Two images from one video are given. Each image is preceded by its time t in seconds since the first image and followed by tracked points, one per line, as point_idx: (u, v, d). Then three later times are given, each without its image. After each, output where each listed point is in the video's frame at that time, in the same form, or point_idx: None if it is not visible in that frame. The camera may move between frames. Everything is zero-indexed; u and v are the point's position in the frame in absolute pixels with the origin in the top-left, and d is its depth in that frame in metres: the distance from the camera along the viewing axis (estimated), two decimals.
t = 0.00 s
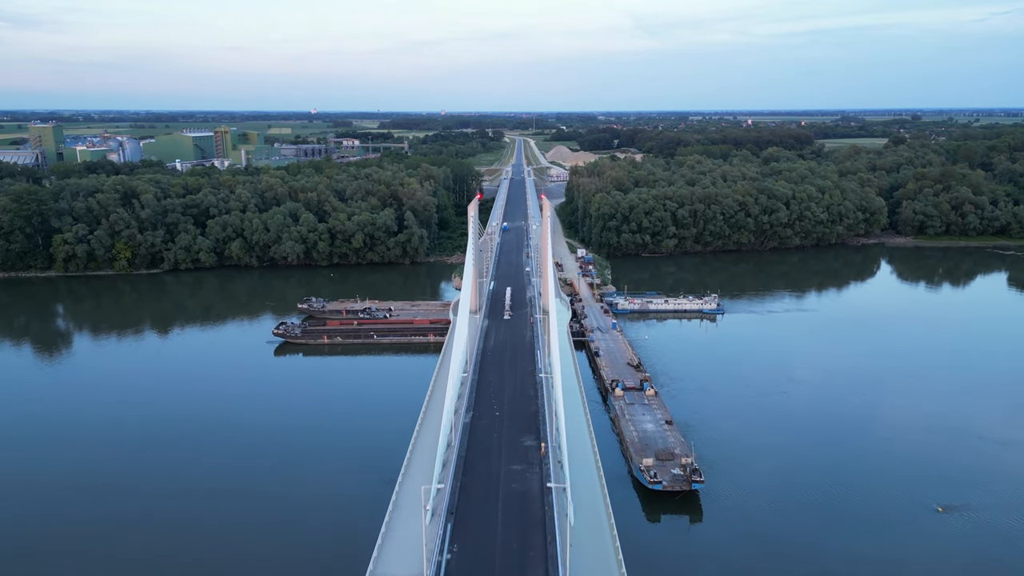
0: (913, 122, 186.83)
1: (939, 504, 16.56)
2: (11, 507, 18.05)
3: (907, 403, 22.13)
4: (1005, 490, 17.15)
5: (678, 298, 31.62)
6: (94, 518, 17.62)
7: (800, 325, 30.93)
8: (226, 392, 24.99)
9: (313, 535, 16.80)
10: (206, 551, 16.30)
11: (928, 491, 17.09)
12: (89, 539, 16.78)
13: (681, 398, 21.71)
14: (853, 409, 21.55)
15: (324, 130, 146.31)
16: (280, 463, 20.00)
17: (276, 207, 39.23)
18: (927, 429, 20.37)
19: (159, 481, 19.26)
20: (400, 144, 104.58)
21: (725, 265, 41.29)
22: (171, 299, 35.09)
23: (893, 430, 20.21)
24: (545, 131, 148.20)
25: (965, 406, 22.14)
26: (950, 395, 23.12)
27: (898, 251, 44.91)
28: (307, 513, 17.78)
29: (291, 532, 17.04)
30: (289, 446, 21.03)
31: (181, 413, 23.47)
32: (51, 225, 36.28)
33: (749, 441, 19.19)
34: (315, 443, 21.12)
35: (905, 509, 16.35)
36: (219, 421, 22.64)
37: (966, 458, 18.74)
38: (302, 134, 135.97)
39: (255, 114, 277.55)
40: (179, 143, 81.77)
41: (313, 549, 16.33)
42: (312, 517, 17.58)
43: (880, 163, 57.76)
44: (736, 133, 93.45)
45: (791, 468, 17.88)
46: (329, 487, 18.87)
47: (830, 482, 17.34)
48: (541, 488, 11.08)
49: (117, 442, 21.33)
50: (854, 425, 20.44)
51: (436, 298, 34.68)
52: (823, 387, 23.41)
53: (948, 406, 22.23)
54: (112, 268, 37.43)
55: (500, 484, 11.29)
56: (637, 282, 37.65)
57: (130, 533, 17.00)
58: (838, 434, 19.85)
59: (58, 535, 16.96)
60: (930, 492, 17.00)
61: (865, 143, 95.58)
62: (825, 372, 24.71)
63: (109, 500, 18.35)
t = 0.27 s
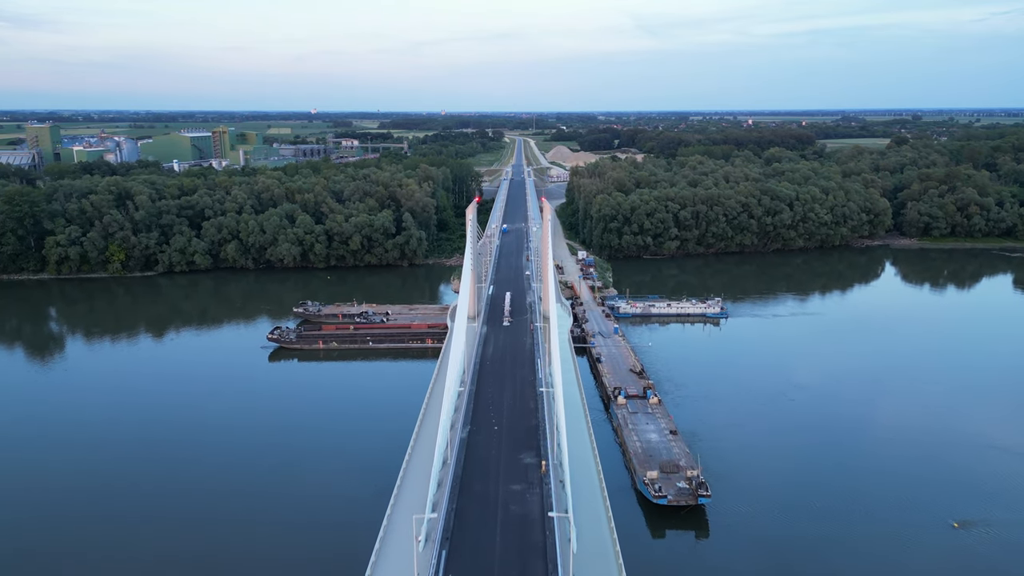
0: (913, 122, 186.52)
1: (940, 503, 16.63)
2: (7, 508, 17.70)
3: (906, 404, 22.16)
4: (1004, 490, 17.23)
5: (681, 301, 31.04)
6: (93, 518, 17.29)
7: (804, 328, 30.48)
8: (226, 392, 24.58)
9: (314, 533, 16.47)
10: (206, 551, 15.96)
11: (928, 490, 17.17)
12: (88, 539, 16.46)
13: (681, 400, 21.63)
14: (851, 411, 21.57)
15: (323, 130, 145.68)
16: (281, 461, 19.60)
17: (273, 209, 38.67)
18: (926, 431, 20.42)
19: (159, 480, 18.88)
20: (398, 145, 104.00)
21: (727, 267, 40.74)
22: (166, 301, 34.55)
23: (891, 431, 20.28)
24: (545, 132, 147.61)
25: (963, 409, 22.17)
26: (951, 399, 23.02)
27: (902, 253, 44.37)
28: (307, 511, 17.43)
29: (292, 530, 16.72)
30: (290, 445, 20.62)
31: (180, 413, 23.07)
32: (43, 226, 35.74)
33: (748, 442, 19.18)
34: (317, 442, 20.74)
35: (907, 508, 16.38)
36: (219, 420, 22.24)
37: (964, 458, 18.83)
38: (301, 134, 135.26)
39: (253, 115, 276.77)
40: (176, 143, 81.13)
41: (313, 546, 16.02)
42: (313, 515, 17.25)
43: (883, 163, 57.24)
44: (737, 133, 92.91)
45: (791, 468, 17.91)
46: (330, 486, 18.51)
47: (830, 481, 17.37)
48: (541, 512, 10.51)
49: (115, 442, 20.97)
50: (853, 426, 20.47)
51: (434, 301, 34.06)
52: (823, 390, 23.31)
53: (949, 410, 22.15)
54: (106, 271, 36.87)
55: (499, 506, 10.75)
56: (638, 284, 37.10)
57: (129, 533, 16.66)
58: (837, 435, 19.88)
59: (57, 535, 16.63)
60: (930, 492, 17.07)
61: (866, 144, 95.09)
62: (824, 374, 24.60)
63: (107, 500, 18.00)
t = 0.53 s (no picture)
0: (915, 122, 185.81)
1: (939, 504, 16.74)
2: (3, 509, 17.30)
3: (906, 406, 22.11)
4: (1003, 492, 17.31)
5: (685, 305, 30.46)
6: (90, 519, 16.89)
7: (809, 331, 30.01)
8: (225, 392, 24.14)
9: (314, 534, 16.11)
10: (205, 553, 15.60)
11: (927, 492, 17.27)
12: (85, 541, 16.07)
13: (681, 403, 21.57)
14: (851, 413, 21.55)
15: (323, 130, 145.07)
16: (281, 462, 19.22)
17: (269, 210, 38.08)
18: (926, 433, 20.43)
19: (157, 481, 18.46)
20: (398, 146, 103.42)
21: (731, 269, 40.15)
22: (161, 304, 34.00)
23: (890, 433, 20.35)
24: (545, 132, 147.02)
25: (965, 411, 22.12)
26: (955, 402, 22.82)
27: (908, 255, 43.80)
28: (307, 512, 17.04)
29: (292, 532, 16.37)
30: (290, 445, 20.22)
31: (178, 413, 22.64)
32: (35, 228, 35.18)
33: (748, 445, 19.19)
34: (317, 442, 20.35)
35: (907, 511, 16.46)
36: (217, 421, 21.83)
37: (963, 460, 18.90)
38: (301, 134, 134.63)
39: (253, 115, 276.20)
40: (174, 143, 80.53)
41: (314, 547, 15.66)
42: (314, 516, 16.89)
43: (887, 164, 56.68)
44: (738, 133, 92.29)
45: (790, 470, 17.98)
46: (331, 487, 18.13)
47: (830, 483, 17.45)
48: (541, 537, 9.95)
49: (112, 442, 20.53)
50: (853, 429, 20.48)
51: (432, 304, 33.45)
52: (825, 392, 23.17)
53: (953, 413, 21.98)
54: (99, 273, 36.31)
55: (497, 531, 10.18)
56: (640, 287, 36.51)
57: (127, 535, 16.27)
58: (836, 437, 19.93)
59: (53, 536, 16.23)
60: (929, 493, 17.19)
61: (868, 144, 94.50)
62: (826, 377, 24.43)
63: (105, 501, 17.60)
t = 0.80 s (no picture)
0: (917, 121, 185.05)
1: (940, 503, 16.76)
2: (5, 509, 17.37)
3: (908, 402, 22.05)
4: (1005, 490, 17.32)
5: (687, 308, 29.94)
6: (91, 518, 17.00)
7: (814, 333, 29.59)
8: (225, 392, 24.18)
9: (313, 534, 16.19)
10: (205, 552, 15.69)
11: (927, 490, 17.29)
12: (85, 540, 16.17)
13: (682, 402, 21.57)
14: (852, 411, 21.55)
15: (323, 130, 144.66)
16: (281, 461, 19.31)
17: (266, 211, 37.57)
18: (929, 435, 20.16)
19: (158, 480, 18.56)
20: (397, 146, 102.78)
21: (733, 271, 39.63)
22: (155, 307, 33.45)
23: (892, 430, 20.29)
24: (545, 132, 146.39)
25: (967, 407, 22.07)
26: (956, 399, 22.76)
27: (913, 256, 43.25)
28: (306, 512, 17.14)
29: (292, 532, 16.46)
30: (289, 446, 20.24)
31: (179, 413, 22.71)
32: (28, 230, 34.65)
33: (749, 444, 19.23)
34: (317, 443, 20.43)
35: (908, 509, 16.49)
36: (219, 420, 21.92)
37: (965, 458, 18.89)
38: (300, 134, 134.08)
39: (252, 115, 275.67)
40: (173, 143, 80.02)
41: (313, 547, 15.74)
42: (313, 516, 17.00)
43: (891, 164, 56.10)
44: (740, 133, 92.20)
45: (791, 468, 18.05)
46: (330, 487, 18.18)
47: (831, 482, 17.49)
48: (541, 564, 9.40)
49: (112, 442, 20.58)
50: (853, 427, 20.49)
51: (431, 307, 32.92)
52: (824, 390, 23.15)
53: (956, 412, 21.83)
54: (93, 276, 35.81)
55: (494, 558, 9.61)
56: (642, 289, 35.99)
57: (127, 534, 16.40)
58: (837, 434, 19.94)
59: (54, 535, 16.36)
60: (931, 491, 17.19)
61: (870, 143, 93.84)
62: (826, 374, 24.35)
63: (106, 500, 17.71)
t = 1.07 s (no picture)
0: (918, 121, 184.21)
1: (937, 505, 17.30)
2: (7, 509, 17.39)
3: (907, 405, 22.50)
4: (1000, 493, 17.82)
5: (691, 312, 29.36)
6: (91, 518, 17.07)
7: (818, 337, 29.24)
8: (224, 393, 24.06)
9: (313, 533, 16.28)
10: (206, 551, 15.80)
11: (925, 492, 17.86)
12: (86, 539, 16.25)
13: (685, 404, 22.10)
14: (852, 414, 22.00)
15: (323, 131, 144.05)
16: (282, 461, 19.39)
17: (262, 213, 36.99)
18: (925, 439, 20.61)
19: (158, 480, 18.62)
20: (397, 146, 102.04)
21: (736, 273, 39.09)
22: (150, 310, 32.89)
23: (891, 433, 20.79)
24: (545, 132, 145.68)
25: (966, 411, 22.43)
26: (955, 403, 23.06)
27: (918, 258, 42.69)
28: (306, 512, 17.22)
29: (292, 531, 16.56)
30: (289, 445, 20.39)
31: (178, 413, 22.66)
32: (20, 232, 34.10)
33: (750, 447, 19.84)
34: (317, 444, 20.51)
35: (904, 511, 17.04)
36: (220, 420, 21.97)
37: (962, 461, 19.37)
38: (299, 134, 133.37)
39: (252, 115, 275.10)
40: (170, 143, 79.37)
41: (313, 546, 15.84)
42: (313, 515, 17.09)
43: (895, 164, 55.52)
44: (741, 133, 91.90)
45: (791, 471, 18.64)
46: (330, 488, 18.26)
47: (830, 484, 18.08)
48: None
49: (112, 443, 20.58)
50: (853, 430, 20.99)
51: (430, 310, 32.30)
52: (825, 392, 23.62)
53: (958, 419, 21.80)
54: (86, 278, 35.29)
55: None
56: (644, 292, 35.46)
57: (128, 533, 16.46)
58: (837, 437, 20.51)
59: (56, 534, 16.44)
60: (927, 493, 17.76)
61: (873, 143, 93.11)
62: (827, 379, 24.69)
63: (107, 500, 17.75)
